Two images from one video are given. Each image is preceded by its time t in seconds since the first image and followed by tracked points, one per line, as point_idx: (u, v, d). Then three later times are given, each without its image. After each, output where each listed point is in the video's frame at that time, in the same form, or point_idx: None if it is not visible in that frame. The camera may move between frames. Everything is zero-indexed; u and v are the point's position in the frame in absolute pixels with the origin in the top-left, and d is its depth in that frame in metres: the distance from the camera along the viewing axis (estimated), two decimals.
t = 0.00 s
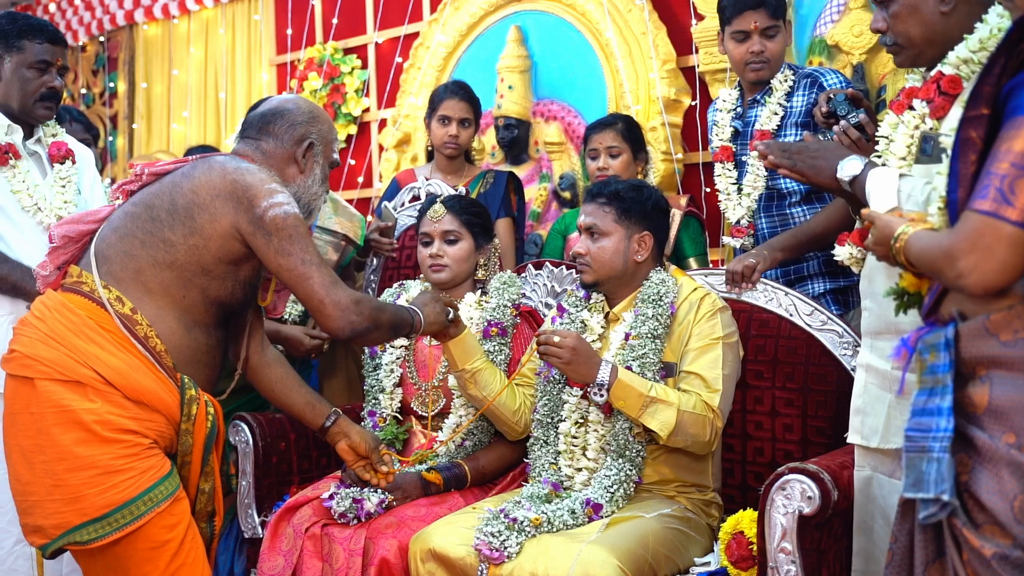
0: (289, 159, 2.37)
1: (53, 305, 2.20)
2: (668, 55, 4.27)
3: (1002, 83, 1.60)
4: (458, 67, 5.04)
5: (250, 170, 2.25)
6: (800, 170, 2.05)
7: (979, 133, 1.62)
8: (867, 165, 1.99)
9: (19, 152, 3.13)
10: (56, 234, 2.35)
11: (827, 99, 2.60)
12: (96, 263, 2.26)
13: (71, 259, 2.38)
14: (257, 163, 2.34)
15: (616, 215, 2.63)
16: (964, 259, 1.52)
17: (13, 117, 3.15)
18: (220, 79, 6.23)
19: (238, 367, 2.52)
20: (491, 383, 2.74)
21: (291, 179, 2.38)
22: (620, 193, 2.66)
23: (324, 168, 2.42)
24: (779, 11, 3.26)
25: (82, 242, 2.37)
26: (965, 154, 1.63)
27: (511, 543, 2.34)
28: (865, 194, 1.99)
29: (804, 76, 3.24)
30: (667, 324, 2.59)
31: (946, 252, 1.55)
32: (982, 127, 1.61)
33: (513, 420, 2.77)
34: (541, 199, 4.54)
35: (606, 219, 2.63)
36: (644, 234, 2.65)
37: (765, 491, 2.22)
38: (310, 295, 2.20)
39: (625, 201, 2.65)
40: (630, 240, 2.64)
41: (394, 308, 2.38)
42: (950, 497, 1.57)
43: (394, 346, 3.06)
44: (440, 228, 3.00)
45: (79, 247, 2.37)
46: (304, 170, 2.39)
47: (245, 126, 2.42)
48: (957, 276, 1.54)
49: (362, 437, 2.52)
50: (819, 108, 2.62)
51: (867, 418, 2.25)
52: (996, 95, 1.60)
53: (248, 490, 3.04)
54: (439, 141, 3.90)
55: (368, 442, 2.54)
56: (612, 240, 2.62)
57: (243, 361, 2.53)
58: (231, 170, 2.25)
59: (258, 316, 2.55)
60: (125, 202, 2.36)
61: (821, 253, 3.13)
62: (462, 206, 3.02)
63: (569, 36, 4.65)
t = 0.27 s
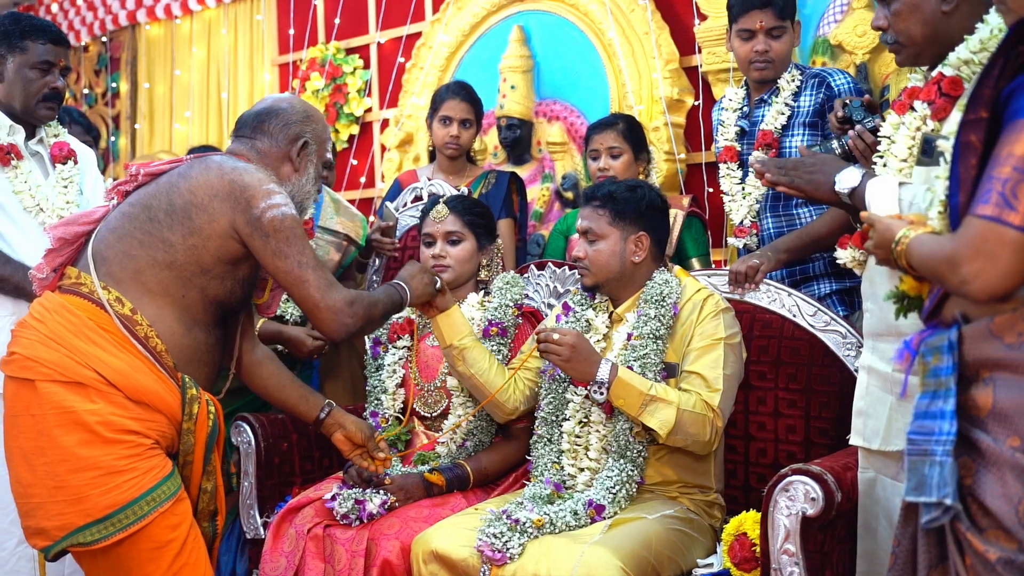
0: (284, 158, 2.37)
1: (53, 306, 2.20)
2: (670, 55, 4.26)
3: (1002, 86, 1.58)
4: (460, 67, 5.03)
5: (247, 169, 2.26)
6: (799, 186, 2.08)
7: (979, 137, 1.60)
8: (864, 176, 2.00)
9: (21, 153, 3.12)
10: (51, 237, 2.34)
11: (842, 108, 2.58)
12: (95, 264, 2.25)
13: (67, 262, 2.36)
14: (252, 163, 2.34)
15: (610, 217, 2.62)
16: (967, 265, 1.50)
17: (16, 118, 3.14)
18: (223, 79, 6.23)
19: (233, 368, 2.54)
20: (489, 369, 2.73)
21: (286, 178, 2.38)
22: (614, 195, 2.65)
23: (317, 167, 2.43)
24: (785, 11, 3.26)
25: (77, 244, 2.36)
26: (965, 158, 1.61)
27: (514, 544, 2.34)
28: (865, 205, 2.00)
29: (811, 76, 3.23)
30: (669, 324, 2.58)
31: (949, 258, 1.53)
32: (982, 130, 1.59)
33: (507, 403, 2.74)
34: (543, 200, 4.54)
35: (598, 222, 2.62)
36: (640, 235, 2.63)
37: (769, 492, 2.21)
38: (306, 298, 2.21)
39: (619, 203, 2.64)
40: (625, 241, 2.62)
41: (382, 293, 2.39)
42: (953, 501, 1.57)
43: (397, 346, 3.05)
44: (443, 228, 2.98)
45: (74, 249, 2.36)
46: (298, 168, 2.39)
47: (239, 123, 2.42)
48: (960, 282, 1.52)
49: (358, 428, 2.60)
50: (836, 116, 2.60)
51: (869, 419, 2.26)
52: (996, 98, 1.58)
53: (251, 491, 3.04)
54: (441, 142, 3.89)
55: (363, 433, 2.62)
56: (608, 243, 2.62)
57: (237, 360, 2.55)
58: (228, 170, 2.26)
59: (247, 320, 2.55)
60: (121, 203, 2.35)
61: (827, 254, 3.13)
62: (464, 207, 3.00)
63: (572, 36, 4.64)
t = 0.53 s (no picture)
0: (276, 157, 2.38)
1: (51, 307, 2.19)
2: (672, 54, 4.26)
3: (999, 88, 1.57)
4: (461, 67, 5.03)
5: (242, 168, 2.26)
6: (797, 193, 2.08)
7: (977, 140, 1.59)
8: (863, 181, 1.98)
9: (22, 153, 3.11)
10: (46, 239, 2.33)
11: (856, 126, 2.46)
12: (92, 264, 2.24)
13: (62, 264, 2.35)
14: (246, 161, 2.34)
15: (602, 218, 2.62)
16: (968, 269, 1.50)
17: (16, 118, 3.14)
18: (224, 79, 6.23)
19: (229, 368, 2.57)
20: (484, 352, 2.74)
21: (279, 176, 2.38)
22: (605, 195, 2.64)
23: (309, 166, 2.44)
24: (785, 9, 3.24)
25: (71, 246, 2.35)
26: (963, 161, 1.60)
27: (515, 544, 2.33)
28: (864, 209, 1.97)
29: (815, 75, 3.23)
30: (668, 323, 2.57)
31: (949, 262, 1.52)
32: (979, 133, 1.58)
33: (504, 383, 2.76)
34: (544, 199, 4.53)
35: (591, 222, 2.63)
36: (634, 235, 2.62)
37: (770, 492, 2.21)
38: (303, 295, 2.24)
39: (612, 204, 2.62)
40: (619, 242, 2.62)
41: (368, 279, 2.43)
42: (957, 505, 1.55)
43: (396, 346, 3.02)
44: (444, 229, 2.97)
45: (68, 252, 2.35)
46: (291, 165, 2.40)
47: (231, 122, 2.42)
48: (961, 286, 1.51)
49: (356, 417, 2.64)
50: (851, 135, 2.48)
51: (869, 421, 2.26)
52: (993, 100, 1.57)
53: (251, 491, 3.04)
54: (441, 142, 3.89)
55: (361, 422, 2.66)
56: (601, 243, 2.62)
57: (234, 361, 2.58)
58: (223, 168, 2.25)
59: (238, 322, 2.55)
60: (114, 204, 2.35)
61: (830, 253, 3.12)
62: (465, 207, 2.99)
63: (574, 35, 4.63)
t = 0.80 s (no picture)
0: (271, 154, 2.38)
1: (51, 306, 2.19)
2: (674, 53, 4.25)
3: (997, 88, 1.56)
4: (463, 66, 5.02)
5: (239, 165, 2.26)
6: (796, 195, 2.05)
7: (975, 141, 1.58)
8: (862, 182, 1.97)
9: (23, 152, 3.11)
10: (43, 239, 2.32)
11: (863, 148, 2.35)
12: (90, 263, 2.24)
13: (60, 264, 2.35)
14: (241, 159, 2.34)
15: (602, 217, 2.62)
16: (970, 271, 1.48)
17: (17, 117, 3.14)
18: (225, 78, 6.23)
19: (226, 365, 2.58)
20: (474, 329, 2.69)
21: (275, 173, 2.38)
22: (605, 194, 2.64)
23: (305, 163, 2.43)
24: (784, 8, 3.25)
25: (69, 246, 2.35)
26: (962, 162, 1.60)
27: (515, 544, 2.32)
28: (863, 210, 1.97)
29: (817, 74, 3.22)
30: (668, 322, 2.57)
31: (951, 264, 1.51)
32: (977, 134, 1.58)
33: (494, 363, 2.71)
34: (546, 199, 4.53)
35: (590, 222, 2.63)
36: (633, 234, 2.61)
37: (772, 492, 2.21)
38: (302, 290, 2.26)
39: (613, 203, 2.62)
40: (618, 241, 2.61)
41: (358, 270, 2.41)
42: (962, 507, 1.55)
43: (397, 346, 3.01)
44: (444, 228, 2.97)
45: (65, 252, 2.35)
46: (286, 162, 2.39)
47: (226, 121, 2.43)
48: (964, 288, 1.50)
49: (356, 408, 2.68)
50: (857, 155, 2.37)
51: (871, 421, 2.25)
52: (990, 100, 1.56)
53: (251, 491, 3.03)
54: (441, 142, 3.88)
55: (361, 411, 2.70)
56: (600, 242, 2.62)
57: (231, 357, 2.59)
58: (220, 165, 2.26)
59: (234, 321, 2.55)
60: (111, 203, 2.34)
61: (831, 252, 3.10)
62: (465, 205, 2.99)
63: (575, 35, 4.63)
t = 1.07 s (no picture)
0: (266, 149, 2.38)
1: (50, 304, 2.19)
2: (676, 52, 4.25)
3: (991, 88, 1.55)
4: (464, 65, 5.02)
5: (234, 160, 2.26)
6: (794, 197, 2.05)
7: (972, 141, 1.57)
8: (861, 182, 1.96)
9: (24, 150, 3.11)
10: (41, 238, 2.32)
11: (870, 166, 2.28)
12: (89, 261, 2.24)
13: (57, 263, 2.35)
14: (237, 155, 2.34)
15: (604, 215, 2.61)
16: (970, 271, 1.48)
17: (19, 115, 3.14)
18: (227, 77, 6.23)
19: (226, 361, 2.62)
20: (467, 305, 2.71)
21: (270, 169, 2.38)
22: (607, 192, 2.63)
23: (299, 158, 2.44)
24: (785, 5, 3.25)
25: (66, 245, 2.35)
26: (959, 162, 1.59)
27: (516, 543, 2.32)
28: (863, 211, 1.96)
29: (819, 73, 3.21)
30: (666, 320, 2.56)
31: (951, 264, 1.50)
32: (973, 134, 1.56)
33: (489, 338, 2.72)
34: (548, 198, 4.52)
35: (591, 220, 2.62)
36: (635, 232, 2.60)
37: (773, 491, 2.20)
38: (302, 284, 2.25)
39: (614, 201, 2.61)
40: (620, 239, 2.61)
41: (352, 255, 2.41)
42: (966, 509, 1.54)
43: (398, 345, 3.00)
44: (444, 227, 2.98)
45: (63, 251, 2.35)
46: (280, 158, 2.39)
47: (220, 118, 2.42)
48: (964, 289, 1.49)
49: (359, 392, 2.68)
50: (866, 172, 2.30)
51: (872, 419, 2.24)
52: (985, 100, 1.55)
53: (252, 490, 3.03)
54: (442, 141, 3.88)
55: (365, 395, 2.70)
56: (602, 241, 2.62)
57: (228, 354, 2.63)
58: (216, 161, 2.26)
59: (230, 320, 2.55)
60: (107, 201, 2.34)
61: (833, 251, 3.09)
62: (464, 204, 2.99)
63: (577, 33, 4.63)
